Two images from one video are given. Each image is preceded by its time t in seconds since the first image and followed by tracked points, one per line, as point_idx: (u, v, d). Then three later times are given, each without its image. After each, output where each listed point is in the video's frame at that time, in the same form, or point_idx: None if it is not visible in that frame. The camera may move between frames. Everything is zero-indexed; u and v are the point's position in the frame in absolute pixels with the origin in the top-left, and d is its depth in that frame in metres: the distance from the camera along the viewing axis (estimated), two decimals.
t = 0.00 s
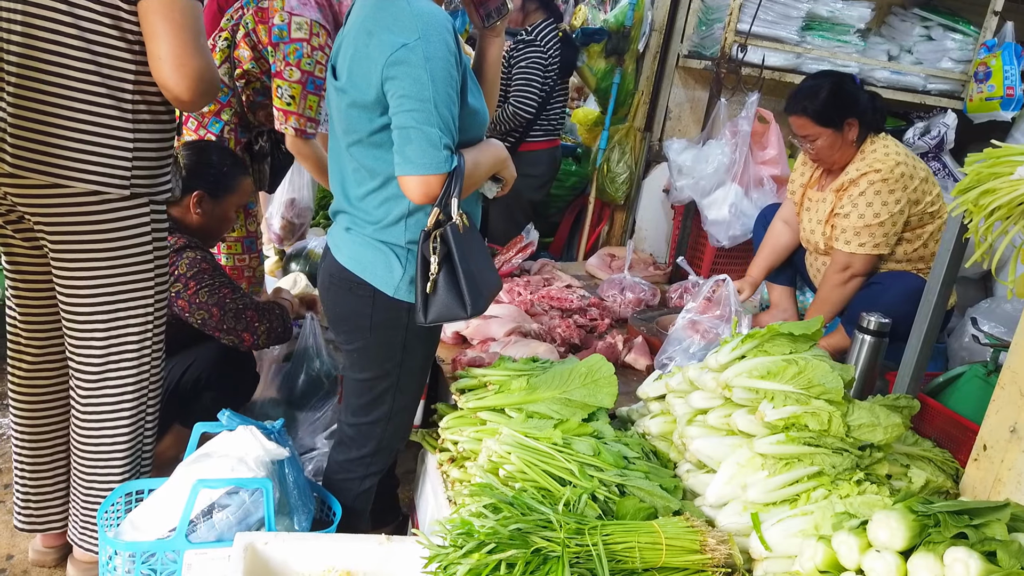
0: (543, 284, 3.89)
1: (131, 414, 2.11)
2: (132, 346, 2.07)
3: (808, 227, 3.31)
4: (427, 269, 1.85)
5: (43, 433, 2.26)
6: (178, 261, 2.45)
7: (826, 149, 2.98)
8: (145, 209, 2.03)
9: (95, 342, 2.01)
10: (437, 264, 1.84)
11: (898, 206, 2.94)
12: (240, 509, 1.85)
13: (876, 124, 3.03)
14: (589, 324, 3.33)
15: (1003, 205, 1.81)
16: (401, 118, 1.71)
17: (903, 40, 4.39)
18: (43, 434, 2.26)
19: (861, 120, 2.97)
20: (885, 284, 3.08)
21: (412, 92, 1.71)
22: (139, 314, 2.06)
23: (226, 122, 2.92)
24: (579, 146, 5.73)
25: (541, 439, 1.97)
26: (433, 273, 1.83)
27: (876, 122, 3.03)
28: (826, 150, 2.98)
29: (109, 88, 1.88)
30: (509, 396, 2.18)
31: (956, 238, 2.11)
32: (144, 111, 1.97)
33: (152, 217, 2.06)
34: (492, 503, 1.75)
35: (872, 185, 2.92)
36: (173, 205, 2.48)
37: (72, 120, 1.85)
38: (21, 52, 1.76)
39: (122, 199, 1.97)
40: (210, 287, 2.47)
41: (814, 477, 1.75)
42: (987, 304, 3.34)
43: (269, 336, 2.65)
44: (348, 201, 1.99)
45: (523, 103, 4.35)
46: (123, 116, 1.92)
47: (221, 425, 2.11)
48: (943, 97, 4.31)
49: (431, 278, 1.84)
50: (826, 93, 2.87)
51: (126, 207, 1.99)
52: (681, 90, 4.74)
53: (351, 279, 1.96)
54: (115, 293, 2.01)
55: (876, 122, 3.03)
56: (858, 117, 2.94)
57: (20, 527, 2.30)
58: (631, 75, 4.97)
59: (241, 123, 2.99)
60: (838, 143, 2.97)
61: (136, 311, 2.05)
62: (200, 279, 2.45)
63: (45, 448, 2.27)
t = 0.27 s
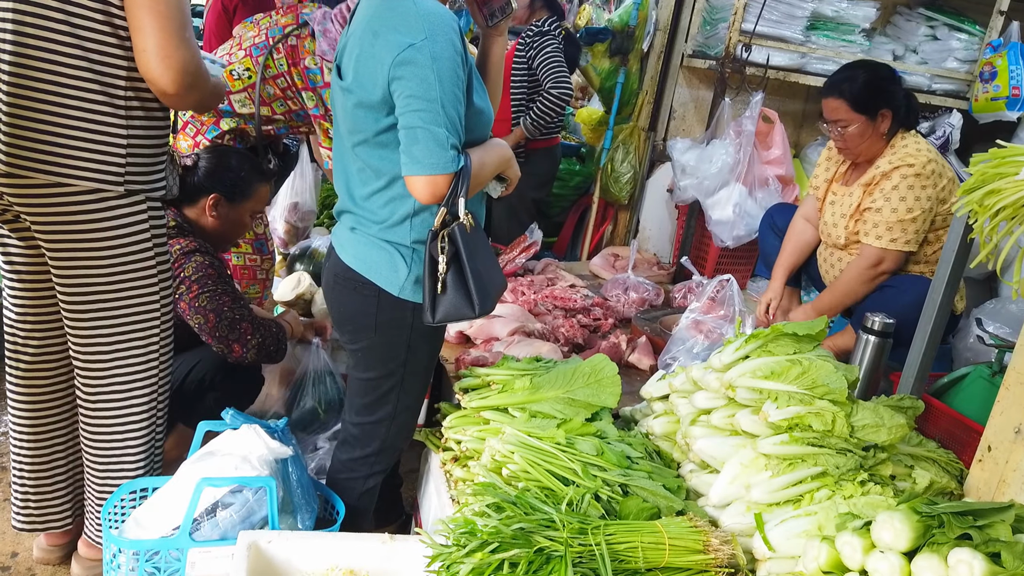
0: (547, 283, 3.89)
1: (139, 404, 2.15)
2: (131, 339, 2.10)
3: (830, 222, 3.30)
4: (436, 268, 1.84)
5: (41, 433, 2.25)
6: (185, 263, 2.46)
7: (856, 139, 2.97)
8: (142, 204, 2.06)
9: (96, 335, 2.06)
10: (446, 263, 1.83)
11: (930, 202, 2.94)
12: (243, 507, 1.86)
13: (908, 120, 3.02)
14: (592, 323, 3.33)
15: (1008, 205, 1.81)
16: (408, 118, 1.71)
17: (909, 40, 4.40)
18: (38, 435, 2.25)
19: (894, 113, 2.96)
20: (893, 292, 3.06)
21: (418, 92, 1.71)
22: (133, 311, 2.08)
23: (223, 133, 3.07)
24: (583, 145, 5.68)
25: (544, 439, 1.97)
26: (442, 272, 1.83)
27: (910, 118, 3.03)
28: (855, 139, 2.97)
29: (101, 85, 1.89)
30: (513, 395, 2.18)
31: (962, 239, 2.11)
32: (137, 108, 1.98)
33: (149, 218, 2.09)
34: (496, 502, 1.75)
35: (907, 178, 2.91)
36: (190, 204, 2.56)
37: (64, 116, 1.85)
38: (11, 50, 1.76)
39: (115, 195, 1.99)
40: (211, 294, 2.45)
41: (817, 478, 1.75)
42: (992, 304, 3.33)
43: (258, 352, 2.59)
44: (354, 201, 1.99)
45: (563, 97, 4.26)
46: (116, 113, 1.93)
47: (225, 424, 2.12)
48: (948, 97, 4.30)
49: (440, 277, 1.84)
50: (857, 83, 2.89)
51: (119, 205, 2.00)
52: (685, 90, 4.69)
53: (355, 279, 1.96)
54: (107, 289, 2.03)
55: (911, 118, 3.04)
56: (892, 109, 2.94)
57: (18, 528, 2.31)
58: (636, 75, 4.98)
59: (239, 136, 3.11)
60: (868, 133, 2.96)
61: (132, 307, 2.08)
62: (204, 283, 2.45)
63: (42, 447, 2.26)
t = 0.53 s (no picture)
0: (551, 283, 3.89)
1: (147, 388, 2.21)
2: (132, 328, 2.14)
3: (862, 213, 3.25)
4: (441, 267, 1.85)
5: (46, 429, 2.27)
6: (210, 275, 2.46)
7: (896, 127, 2.97)
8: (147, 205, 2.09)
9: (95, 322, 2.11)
10: (451, 262, 1.84)
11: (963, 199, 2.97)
12: (248, 505, 1.87)
13: (949, 120, 3.03)
14: (596, 323, 3.33)
15: (1014, 205, 1.80)
16: (413, 117, 1.71)
17: (914, 39, 4.40)
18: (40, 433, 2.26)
19: (938, 108, 2.97)
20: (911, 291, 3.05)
21: (424, 92, 1.71)
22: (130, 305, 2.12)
23: (236, 151, 3.17)
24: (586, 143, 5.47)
25: (547, 438, 1.97)
26: (447, 271, 1.84)
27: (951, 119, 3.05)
28: (895, 129, 2.97)
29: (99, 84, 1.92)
30: (516, 394, 2.18)
31: (966, 238, 2.11)
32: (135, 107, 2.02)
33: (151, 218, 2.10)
34: (499, 501, 1.75)
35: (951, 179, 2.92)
36: (216, 213, 2.60)
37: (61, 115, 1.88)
38: (11, 52, 1.80)
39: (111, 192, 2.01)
40: (233, 309, 2.49)
41: (821, 477, 1.75)
42: (997, 304, 3.32)
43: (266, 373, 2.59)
44: (358, 200, 1.99)
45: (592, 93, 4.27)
46: (113, 113, 1.96)
47: (229, 422, 2.11)
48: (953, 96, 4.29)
49: (445, 276, 1.84)
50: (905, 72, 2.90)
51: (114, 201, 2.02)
52: (689, 89, 4.73)
53: (361, 278, 1.97)
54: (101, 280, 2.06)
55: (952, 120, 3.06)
56: (935, 103, 2.94)
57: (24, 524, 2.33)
58: (640, 74, 4.98)
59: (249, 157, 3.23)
60: (909, 125, 2.96)
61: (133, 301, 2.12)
62: (227, 297, 2.47)
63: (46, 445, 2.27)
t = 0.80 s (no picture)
0: (553, 281, 3.89)
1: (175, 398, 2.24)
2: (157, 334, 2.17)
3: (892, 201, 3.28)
4: (424, 261, 1.86)
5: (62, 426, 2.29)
6: (228, 287, 2.51)
7: (933, 116, 2.97)
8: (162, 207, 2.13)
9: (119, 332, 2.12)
10: (434, 256, 1.84)
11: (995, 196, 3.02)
12: (251, 502, 1.87)
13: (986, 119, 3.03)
14: (599, 321, 3.32)
15: (1017, 203, 1.80)
16: (409, 120, 1.73)
17: (917, 38, 4.36)
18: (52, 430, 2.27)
19: (975, 101, 2.96)
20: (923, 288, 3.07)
21: (419, 94, 1.71)
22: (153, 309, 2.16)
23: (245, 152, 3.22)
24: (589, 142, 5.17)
25: (550, 436, 1.97)
26: (429, 265, 1.84)
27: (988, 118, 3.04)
28: (928, 118, 2.98)
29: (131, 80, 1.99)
30: (519, 393, 2.18)
31: (970, 237, 2.11)
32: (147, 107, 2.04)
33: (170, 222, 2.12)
34: (501, 499, 1.75)
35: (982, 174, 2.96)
36: (233, 217, 2.61)
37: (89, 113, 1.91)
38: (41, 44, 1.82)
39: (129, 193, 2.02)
40: (253, 324, 2.55)
41: (824, 476, 1.74)
42: (1002, 304, 3.31)
43: (269, 398, 2.64)
44: (361, 200, 2.00)
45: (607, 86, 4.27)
46: (131, 112, 1.99)
47: (233, 420, 2.11)
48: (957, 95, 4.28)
49: (427, 270, 1.84)
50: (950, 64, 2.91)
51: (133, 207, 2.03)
52: (693, 88, 4.84)
53: (365, 277, 1.97)
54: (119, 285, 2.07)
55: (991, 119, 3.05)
56: (972, 97, 2.94)
57: (27, 524, 2.34)
58: (643, 72, 4.93)
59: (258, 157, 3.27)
60: (943, 115, 2.96)
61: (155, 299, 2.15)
62: (244, 309, 2.53)
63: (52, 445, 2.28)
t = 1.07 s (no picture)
0: (556, 280, 3.89)
1: (179, 407, 2.23)
2: (175, 346, 2.17)
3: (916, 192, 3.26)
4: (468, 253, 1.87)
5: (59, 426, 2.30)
6: (230, 283, 2.53)
7: (959, 106, 2.97)
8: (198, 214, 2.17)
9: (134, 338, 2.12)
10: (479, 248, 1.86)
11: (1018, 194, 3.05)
12: (253, 501, 1.86)
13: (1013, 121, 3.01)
14: (601, 320, 3.32)
15: (1021, 201, 1.79)
16: (422, 117, 1.72)
17: (921, 36, 4.35)
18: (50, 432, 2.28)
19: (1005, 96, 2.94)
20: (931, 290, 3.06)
21: (430, 90, 1.71)
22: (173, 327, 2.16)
23: (248, 148, 3.22)
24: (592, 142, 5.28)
25: (552, 434, 1.97)
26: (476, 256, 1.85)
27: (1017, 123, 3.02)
28: (955, 105, 2.98)
29: (171, 101, 2.01)
30: (521, 391, 2.18)
31: (973, 235, 2.11)
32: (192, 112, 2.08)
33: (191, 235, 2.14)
34: (503, 497, 1.74)
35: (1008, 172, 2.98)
36: (238, 216, 2.60)
37: (122, 123, 1.94)
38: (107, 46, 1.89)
39: (153, 207, 2.03)
40: (251, 317, 2.53)
41: (827, 474, 1.73)
42: (1005, 302, 3.30)
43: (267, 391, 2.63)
44: (362, 199, 2.00)
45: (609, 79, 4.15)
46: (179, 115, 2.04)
47: (234, 418, 2.11)
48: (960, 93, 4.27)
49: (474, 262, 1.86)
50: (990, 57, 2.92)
51: (155, 217, 2.04)
52: (695, 86, 4.79)
53: (366, 275, 1.97)
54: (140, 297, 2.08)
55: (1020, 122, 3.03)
56: (1001, 91, 2.93)
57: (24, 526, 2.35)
58: (645, 71, 5.00)
59: (262, 153, 3.27)
60: (971, 105, 2.95)
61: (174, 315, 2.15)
62: (245, 304, 2.53)
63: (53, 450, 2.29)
